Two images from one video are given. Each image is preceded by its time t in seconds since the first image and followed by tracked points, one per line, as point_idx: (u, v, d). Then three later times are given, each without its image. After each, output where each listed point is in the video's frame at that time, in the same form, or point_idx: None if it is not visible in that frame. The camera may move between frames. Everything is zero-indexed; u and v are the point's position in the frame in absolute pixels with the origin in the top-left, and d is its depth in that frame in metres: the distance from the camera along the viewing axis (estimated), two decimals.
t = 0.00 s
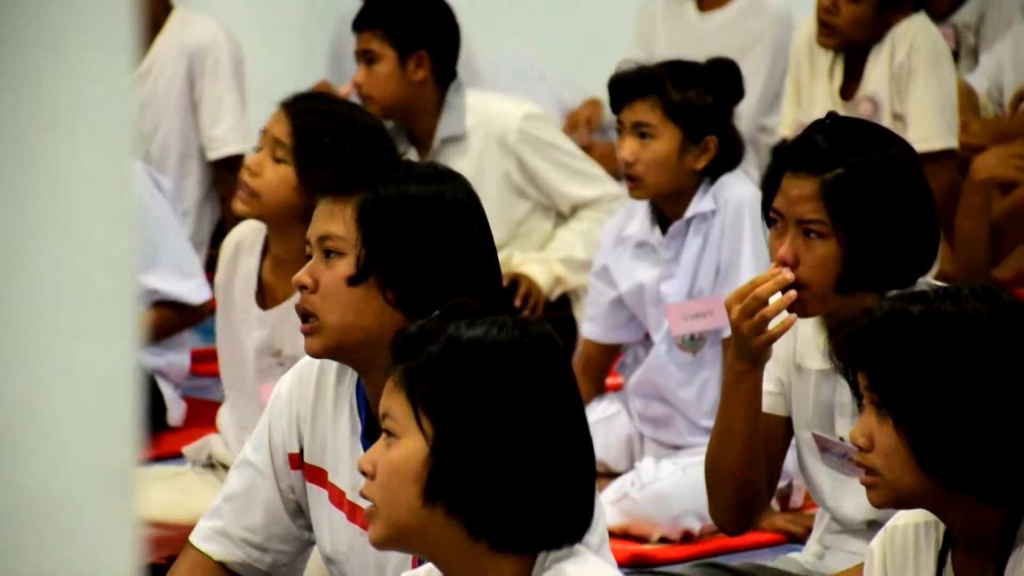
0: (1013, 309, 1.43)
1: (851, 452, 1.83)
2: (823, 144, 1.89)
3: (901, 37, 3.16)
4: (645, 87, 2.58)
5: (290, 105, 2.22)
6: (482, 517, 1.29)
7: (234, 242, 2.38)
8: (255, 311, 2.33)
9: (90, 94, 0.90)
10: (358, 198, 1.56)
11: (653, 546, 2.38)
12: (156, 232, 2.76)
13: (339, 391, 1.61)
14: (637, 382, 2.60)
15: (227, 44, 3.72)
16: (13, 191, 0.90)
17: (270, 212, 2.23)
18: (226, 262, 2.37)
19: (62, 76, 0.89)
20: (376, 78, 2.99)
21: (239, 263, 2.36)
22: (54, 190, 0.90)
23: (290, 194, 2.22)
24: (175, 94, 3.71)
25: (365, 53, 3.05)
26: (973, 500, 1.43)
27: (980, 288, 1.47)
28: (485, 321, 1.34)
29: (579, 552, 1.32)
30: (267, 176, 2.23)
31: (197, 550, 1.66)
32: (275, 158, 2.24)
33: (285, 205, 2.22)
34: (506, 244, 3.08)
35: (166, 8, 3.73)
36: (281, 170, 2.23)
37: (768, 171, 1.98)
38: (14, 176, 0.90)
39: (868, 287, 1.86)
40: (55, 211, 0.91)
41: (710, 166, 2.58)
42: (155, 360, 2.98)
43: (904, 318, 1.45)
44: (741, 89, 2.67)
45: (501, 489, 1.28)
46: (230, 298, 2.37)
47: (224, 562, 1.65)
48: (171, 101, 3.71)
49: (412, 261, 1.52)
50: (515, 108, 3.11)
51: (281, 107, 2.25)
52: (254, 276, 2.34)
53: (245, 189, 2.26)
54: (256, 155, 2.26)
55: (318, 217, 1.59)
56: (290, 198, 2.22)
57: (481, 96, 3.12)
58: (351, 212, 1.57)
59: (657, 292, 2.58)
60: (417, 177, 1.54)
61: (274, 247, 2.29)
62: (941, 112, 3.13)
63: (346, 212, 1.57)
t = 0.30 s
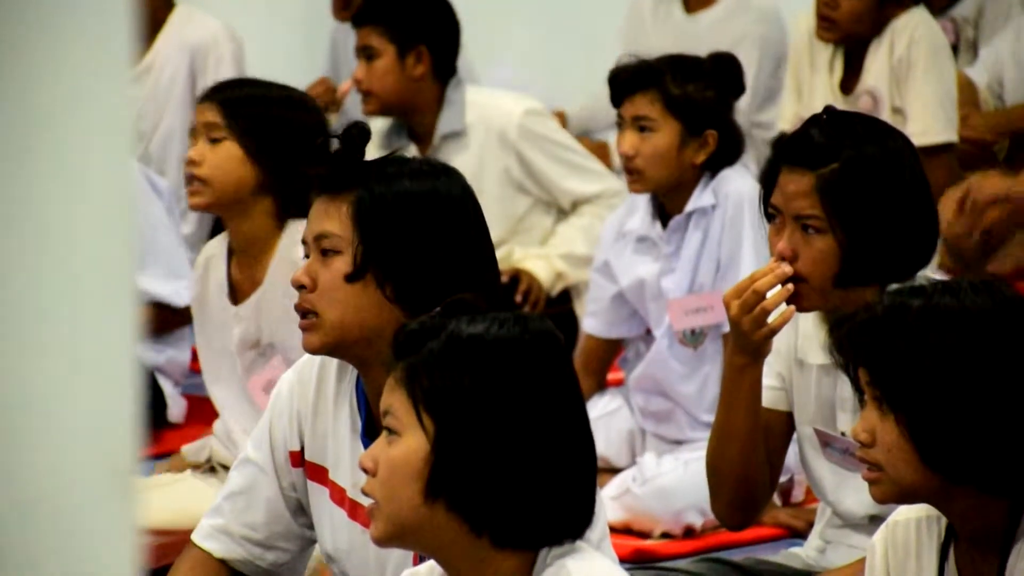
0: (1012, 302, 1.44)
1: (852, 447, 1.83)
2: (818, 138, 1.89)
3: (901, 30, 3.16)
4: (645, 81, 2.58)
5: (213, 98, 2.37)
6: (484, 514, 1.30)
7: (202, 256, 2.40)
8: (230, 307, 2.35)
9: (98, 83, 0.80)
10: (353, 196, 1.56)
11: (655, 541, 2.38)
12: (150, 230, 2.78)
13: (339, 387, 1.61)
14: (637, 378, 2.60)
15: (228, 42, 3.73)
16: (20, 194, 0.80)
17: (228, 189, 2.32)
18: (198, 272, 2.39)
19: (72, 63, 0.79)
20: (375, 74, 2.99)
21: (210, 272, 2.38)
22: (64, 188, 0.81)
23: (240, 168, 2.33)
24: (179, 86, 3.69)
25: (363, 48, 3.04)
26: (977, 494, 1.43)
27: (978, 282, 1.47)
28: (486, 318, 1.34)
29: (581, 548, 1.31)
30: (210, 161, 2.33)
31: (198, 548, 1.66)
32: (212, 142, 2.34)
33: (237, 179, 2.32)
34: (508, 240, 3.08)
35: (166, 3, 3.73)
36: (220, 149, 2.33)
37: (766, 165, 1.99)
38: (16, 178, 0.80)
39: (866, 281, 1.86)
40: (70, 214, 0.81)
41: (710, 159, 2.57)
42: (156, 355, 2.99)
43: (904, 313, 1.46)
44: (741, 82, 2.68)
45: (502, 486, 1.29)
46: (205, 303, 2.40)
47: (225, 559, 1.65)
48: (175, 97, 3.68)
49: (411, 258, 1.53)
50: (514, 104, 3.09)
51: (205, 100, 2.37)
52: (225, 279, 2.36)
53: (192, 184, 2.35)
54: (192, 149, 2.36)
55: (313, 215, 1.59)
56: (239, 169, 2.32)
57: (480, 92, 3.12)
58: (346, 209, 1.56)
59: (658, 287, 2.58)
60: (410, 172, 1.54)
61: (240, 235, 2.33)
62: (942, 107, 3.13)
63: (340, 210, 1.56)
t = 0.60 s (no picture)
0: (1012, 307, 1.44)
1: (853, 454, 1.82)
2: (817, 142, 1.89)
3: (902, 34, 3.15)
4: (644, 83, 2.58)
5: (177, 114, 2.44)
6: (484, 521, 1.28)
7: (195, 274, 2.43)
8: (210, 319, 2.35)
9: (98, 76, 0.64)
10: (326, 207, 1.61)
11: (655, 548, 2.37)
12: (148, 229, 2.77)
13: (328, 405, 1.65)
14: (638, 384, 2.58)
15: (220, 47, 3.70)
16: (9, 213, 0.64)
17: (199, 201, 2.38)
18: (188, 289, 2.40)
19: (66, 61, 0.63)
20: (374, 77, 3.01)
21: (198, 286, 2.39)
22: (64, 209, 0.65)
23: (209, 177, 2.39)
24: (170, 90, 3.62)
25: (362, 52, 3.07)
26: (981, 501, 1.42)
27: (979, 288, 1.47)
28: (485, 323, 1.33)
29: (580, 556, 1.31)
30: (177, 173, 2.39)
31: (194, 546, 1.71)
32: (179, 154, 2.41)
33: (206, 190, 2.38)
34: (506, 245, 3.05)
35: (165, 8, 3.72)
36: (188, 160, 2.40)
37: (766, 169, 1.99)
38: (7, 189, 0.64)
39: (866, 286, 1.84)
40: (73, 239, 0.65)
41: (709, 163, 2.56)
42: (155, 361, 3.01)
43: (904, 319, 1.46)
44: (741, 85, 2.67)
45: (502, 493, 1.27)
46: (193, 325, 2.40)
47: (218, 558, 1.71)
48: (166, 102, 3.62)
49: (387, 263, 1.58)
50: (514, 108, 3.06)
51: (170, 117, 2.44)
52: (209, 296, 2.37)
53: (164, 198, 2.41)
54: (160, 164, 2.42)
55: (289, 230, 1.63)
56: (207, 178, 2.38)
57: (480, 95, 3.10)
58: (320, 220, 1.61)
59: (657, 291, 2.56)
60: (385, 184, 1.60)
61: (214, 247, 2.39)
62: (942, 112, 3.12)
63: (314, 222, 1.61)
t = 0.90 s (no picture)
0: (1013, 315, 1.42)
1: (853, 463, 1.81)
2: (819, 151, 1.90)
3: (904, 41, 3.14)
4: (642, 92, 2.58)
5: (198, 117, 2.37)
6: (484, 532, 1.27)
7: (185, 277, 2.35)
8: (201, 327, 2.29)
9: (95, 81, 0.69)
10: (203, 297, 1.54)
11: (656, 560, 2.37)
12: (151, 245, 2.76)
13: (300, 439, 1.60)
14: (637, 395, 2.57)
15: (218, 63, 3.46)
16: (22, 212, 0.70)
17: (198, 202, 2.31)
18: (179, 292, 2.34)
19: (63, 76, 0.68)
20: (374, 85, 3.00)
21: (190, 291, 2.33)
22: (69, 215, 0.70)
23: (210, 182, 2.30)
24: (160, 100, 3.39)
25: (362, 60, 3.06)
26: (981, 512, 1.41)
27: (981, 296, 1.47)
28: (490, 334, 1.32)
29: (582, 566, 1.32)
30: (180, 172, 2.31)
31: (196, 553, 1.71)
32: (186, 156, 2.33)
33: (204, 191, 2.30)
34: (505, 253, 3.05)
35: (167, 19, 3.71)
36: (194, 161, 2.31)
37: (770, 178, 2.00)
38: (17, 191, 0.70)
39: (867, 294, 1.83)
40: (74, 239, 0.70)
41: (707, 171, 2.55)
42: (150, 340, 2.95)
43: (906, 329, 1.45)
44: (740, 95, 2.66)
45: (501, 506, 1.26)
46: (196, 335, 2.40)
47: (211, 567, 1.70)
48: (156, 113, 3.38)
49: (274, 337, 1.50)
50: (515, 115, 3.03)
51: (189, 120, 2.36)
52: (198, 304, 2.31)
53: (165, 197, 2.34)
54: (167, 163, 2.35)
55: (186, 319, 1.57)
56: (208, 182, 2.30)
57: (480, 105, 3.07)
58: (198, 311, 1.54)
59: (656, 302, 2.54)
60: (243, 257, 1.54)
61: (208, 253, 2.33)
62: (943, 119, 3.11)
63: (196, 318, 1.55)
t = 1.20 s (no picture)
0: (1015, 326, 1.42)
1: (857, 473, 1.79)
2: (822, 159, 1.90)
3: (905, 50, 3.14)
4: (642, 102, 2.57)
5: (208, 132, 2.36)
6: (485, 537, 1.26)
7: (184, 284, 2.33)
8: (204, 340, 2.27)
9: (96, 80, 0.62)
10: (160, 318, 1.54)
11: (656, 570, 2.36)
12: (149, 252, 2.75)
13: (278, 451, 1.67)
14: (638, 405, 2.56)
15: (212, 71, 3.37)
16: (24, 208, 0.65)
17: (207, 221, 2.29)
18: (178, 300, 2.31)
19: (62, 63, 0.63)
20: (373, 94, 2.99)
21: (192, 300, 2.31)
22: (67, 214, 0.64)
23: (219, 202, 2.28)
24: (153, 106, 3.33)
25: (362, 68, 3.06)
26: (983, 522, 1.40)
27: (985, 307, 1.46)
28: (495, 341, 1.32)
29: None
30: (191, 192, 2.30)
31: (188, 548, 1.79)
32: (197, 174, 2.31)
33: (213, 213, 2.28)
34: (506, 263, 3.04)
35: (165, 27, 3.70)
36: (203, 180, 2.30)
37: (773, 188, 1.99)
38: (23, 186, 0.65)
39: (869, 303, 1.82)
40: (72, 241, 0.64)
41: (709, 180, 2.54)
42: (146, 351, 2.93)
43: (908, 339, 1.45)
44: (740, 104, 2.66)
45: (503, 515, 1.25)
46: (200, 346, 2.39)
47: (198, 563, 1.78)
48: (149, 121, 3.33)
49: (236, 360, 1.51)
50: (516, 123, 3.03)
51: (199, 135, 2.36)
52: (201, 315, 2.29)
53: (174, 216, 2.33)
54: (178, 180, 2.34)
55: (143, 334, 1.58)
56: (218, 203, 2.28)
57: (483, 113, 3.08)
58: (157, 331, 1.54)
59: (656, 312, 2.53)
60: (204, 273, 1.54)
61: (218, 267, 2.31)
62: (945, 127, 3.11)
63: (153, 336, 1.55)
